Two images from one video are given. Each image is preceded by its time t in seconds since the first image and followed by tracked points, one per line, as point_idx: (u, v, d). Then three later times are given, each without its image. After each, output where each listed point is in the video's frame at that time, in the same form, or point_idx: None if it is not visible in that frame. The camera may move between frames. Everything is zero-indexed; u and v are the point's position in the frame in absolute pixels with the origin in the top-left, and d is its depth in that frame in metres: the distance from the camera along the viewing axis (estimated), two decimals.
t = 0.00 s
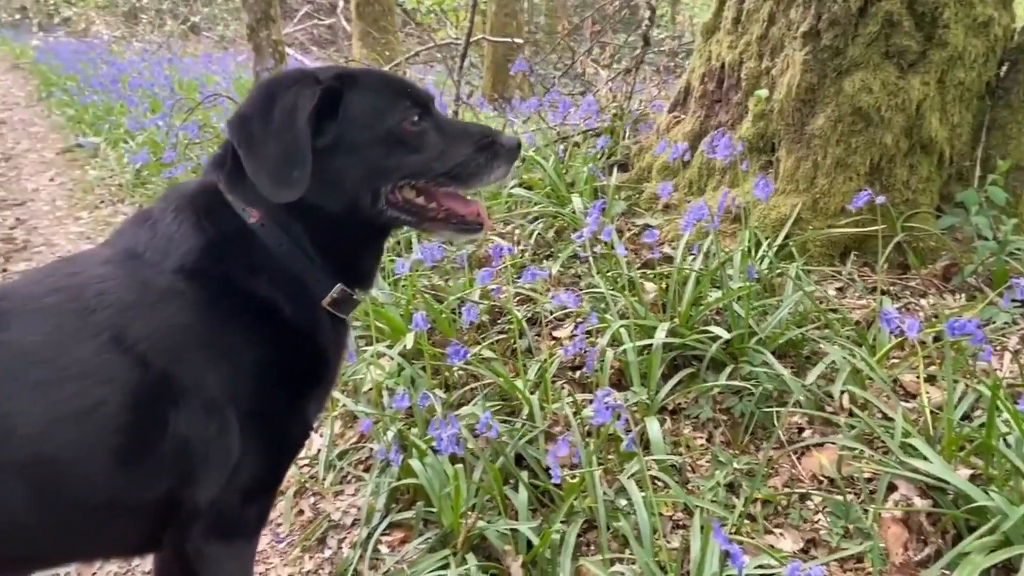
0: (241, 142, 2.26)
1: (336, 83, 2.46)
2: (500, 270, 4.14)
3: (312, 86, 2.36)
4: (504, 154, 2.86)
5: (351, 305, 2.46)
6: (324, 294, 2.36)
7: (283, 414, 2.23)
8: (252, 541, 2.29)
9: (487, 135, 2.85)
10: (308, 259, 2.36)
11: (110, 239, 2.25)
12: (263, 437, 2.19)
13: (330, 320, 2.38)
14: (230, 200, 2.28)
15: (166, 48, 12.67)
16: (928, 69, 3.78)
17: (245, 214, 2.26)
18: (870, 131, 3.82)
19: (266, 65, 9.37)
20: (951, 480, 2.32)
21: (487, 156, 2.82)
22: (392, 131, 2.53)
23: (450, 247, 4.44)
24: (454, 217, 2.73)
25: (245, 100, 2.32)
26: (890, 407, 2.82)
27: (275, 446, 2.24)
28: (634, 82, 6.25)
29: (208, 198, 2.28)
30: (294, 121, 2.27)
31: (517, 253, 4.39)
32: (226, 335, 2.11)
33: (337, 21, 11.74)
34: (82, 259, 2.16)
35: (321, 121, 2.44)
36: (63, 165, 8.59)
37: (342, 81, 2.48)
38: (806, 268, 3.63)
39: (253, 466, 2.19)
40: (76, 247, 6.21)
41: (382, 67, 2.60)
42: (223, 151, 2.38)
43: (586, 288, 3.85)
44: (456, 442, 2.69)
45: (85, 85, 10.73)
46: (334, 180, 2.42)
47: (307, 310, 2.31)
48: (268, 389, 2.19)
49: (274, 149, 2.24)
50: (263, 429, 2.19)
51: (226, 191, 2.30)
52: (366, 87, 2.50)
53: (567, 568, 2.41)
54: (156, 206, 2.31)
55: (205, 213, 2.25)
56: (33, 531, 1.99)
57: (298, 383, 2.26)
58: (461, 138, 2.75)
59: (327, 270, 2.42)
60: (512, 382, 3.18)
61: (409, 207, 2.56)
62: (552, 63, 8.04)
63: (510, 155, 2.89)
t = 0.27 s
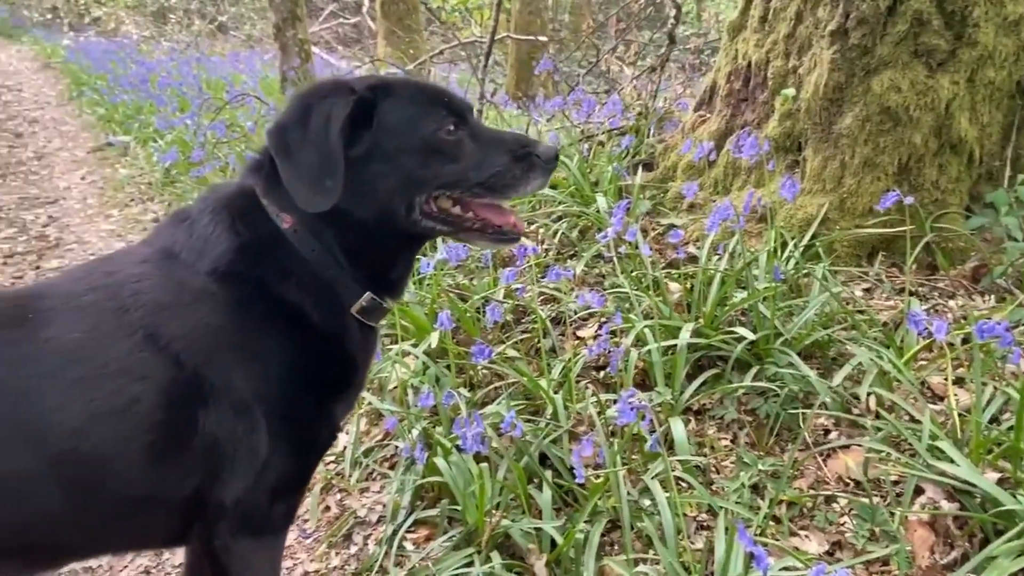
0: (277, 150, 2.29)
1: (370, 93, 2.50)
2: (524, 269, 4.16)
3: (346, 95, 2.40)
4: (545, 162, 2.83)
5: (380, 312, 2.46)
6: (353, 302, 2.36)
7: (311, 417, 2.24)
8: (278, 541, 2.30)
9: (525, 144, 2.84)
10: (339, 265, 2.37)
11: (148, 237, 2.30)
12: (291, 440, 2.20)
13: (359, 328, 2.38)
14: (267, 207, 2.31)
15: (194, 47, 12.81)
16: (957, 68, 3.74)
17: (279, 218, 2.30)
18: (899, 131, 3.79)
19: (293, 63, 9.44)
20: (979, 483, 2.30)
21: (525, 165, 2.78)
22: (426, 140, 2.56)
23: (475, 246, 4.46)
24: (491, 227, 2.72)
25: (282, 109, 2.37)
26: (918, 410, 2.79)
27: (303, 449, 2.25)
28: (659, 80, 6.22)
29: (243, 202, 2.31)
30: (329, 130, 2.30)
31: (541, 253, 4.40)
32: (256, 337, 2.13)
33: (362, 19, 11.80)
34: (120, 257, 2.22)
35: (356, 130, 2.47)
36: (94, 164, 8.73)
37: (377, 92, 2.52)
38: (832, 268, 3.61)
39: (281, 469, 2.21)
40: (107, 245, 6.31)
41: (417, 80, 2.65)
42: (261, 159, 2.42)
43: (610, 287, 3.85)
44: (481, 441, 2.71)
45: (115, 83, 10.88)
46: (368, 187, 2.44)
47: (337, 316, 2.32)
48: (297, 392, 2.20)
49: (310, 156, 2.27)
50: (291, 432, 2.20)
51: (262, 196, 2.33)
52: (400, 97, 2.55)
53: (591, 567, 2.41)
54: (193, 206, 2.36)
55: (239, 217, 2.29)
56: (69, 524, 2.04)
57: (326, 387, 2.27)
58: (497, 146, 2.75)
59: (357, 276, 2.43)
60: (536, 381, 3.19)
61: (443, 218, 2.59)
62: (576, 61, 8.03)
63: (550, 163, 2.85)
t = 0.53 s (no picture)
0: (317, 152, 2.30)
1: (408, 96, 2.52)
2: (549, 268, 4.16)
3: (385, 98, 2.41)
4: (579, 163, 2.87)
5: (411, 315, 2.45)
6: (384, 304, 2.36)
7: (342, 416, 2.26)
8: (307, 537, 2.34)
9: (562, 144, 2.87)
10: (373, 267, 2.38)
11: (183, 235, 2.34)
12: (321, 438, 2.22)
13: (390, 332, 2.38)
14: (303, 208, 2.32)
15: (221, 47, 12.93)
16: (989, 65, 3.69)
17: (315, 220, 2.31)
18: (929, 129, 3.75)
19: (318, 62, 9.50)
20: (1010, 485, 2.27)
21: (562, 165, 2.82)
22: (465, 142, 2.58)
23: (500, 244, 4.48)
24: (528, 228, 2.75)
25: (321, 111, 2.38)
26: (948, 411, 2.77)
27: (333, 447, 2.27)
28: (685, 77, 6.19)
29: (280, 203, 2.33)
30: (368, 133, 2.32)
31: (566, 251, 4.40)
32: (288, 336, 2.16)
33: (386, 18, 11.84)
34: (156, 256, 2.26)
35: (394, 132, 2.49)
36: (123, 162, 8.85)
37: (415, 94, 2.54)
38: (861, 268, 3.58)
39: (311, 466, 2.23)
40: (137, 242, 6.40)
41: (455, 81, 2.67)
42: (298, 160, 2.43)
43: (636, 286, 3.85)
44: (507, 438, 2.72)
45: (144, 82, 11.02)
46: (405, 189, 2.46)
47: (368, 318, 2.32)
48: (329, 391, 2.22)
49: (349, 159, 2.29)
50: (321, 431, 2.22)
51: (299, 197, 2.34)
52: (438, 100, 2.58)
53: (617, 565, 2.41)
54: (229, 205, 2.39)
55: (276, 218, 2.31)
56: (105, 517, 2.09)
57: (356, 386, 2.29)
58: (535, 148, 2.78)
59: (390, 278, 2.44)
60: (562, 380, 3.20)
61: (481, 218, 2.62)
62: (600, 58, 8.01)
63: (585, 164, 2.88)
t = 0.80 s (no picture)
0: (348, 149, 2.32)
1: (438, 92, 2.53)
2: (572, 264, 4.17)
3: (415, 94, 2.43)
4: (608, 156, 2.86)
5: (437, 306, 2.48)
6: (412, 298, 2.40)
7: (370, 407, 2.27)
8: (334, 527, 2.35)
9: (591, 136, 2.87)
10: (401, 260, 2.40)
11: (215, 228, 2.36)
12: (349, 429, 2.24)
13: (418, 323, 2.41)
14: (334, 203, 2.35)
15: (244, 45, 13.04)
16: (1018, 60, 3.65)
17: (346, 214, 2.34)
18: (957, 124, 3.71)
19: (340, 59, 9.55)
20: None
21: (591, 158, 2.82)
22: (495, 136, 2.59)
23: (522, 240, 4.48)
24: (556, 222, 2.77)
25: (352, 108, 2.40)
26: (976, 408, 2.74)
27: (360, 439, 2.29)
28: (708, 73, 6.16)
29: (311, 198, 2.36)
30: (399, 129, 2.34)
31: (588, 247, 4.40)
32: (317, 328, 2.17)
33: (408, 15, 11.87)
34: (188, 248, 2.29)
35: (425, 128, 2.51)
36: (149, 159, 8.94)
37: (446, 90, 2.55)
38: (887, 264, 3.55)
39: (339, 456, 2.25)
40: (162, 238, 6.47)
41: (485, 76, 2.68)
42: (330, 157, 2.46)
43: (659, 282, 3.84)
44: (530, 432, 2.73)
45: (169, 81, 11.12)
46: (433, 183, 2.48)
47: (397, 308, 2.35)
48: (358, 383, 2.24)
49: (380, 155, 2.31)
50: (350, 422, 2.24)
51: (329, 193, 2.37)
52: (468, 95, 2.58)
53: (640, 558, 2.41)
54: (260, 199, 2.41)
55: (307, 212, 2.33)
56: (137, 505, 2.12)
57: (385, 378, 2.30)
58: (564, 141, 2.78)
59: (418, 270, 2.48)
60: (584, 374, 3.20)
61: (508, 212, 2.62)
62: (622, 54, 7.99)
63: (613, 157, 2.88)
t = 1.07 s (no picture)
0: (378, 149, 2.34)
1: (467, 93, 2.54)
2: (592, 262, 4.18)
3: (445, 96, 2.44)
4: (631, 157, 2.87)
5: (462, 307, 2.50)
6: (438, 296, 2.41)
7: (394, 405, 2.29)
8: (356, 522, 2.38)
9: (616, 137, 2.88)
10: (426, 259, 2.42)
11: (242, 225, 2.39)
12: (373, 426, 2.26)
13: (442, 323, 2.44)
14: (360, 202, 2.37)
15: (265, 44, 13.12)
16: None
17: (372, 213, 2.36)
18: (981, 122, 3.67)
19: (360, 58, 9.59)
20: None
21: (614, 160, 2.82)
22: (522, 137, 2.60)
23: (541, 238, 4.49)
24: (579, 223, 2.78)
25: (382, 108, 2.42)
26: (1000, 409, 2.72)
27: (384, 437, 2.30)
28: (729, 71, 6.13)
29: (337, 197, 2.38)
30: (428, 131, 2.36)
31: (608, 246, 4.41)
32: (343, 325, 2.19)
33: (427, 13, 11.89)
34: (215, 245, 2.32)
35: (452, 128, 2.52)
36: (171, 157, 9.02)
37: (474, 91, 2.56)
38: (910, 263, 3.52)
39: (362, 454, 2.27)
40: (184, 236, 6.53)
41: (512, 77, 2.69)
42: (357, 156, 2.47)
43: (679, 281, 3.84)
44: (551, 429, 2.74)
45: (190, 79, 11.21)
46: (456, 182, 2.49)
47: (421, 307, 2.37)
48: (382, 381, 2.25)
49: (409, 156, 2.32)
50: (374, 419, 2.26)
51: (356, 190, 2.39)
52: (496, 96, 2.59)
53: (659, 554, 2.39)
54: (287, 198, 2.43)
55: (334, 211, 2.35)
56: (164, 499, 2.15)
57: (408, 376, 2.32)
58: (589, 143, 2.79)
59: (443, 269, 2.49)
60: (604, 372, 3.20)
61: (534, 212, 2.63)
62: (641, 52, 7.96)
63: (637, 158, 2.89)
